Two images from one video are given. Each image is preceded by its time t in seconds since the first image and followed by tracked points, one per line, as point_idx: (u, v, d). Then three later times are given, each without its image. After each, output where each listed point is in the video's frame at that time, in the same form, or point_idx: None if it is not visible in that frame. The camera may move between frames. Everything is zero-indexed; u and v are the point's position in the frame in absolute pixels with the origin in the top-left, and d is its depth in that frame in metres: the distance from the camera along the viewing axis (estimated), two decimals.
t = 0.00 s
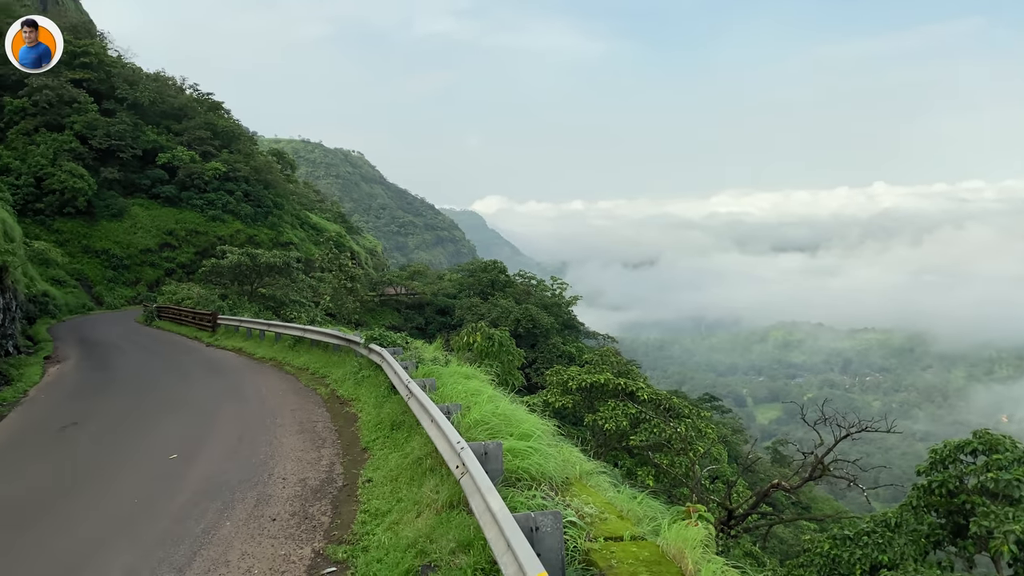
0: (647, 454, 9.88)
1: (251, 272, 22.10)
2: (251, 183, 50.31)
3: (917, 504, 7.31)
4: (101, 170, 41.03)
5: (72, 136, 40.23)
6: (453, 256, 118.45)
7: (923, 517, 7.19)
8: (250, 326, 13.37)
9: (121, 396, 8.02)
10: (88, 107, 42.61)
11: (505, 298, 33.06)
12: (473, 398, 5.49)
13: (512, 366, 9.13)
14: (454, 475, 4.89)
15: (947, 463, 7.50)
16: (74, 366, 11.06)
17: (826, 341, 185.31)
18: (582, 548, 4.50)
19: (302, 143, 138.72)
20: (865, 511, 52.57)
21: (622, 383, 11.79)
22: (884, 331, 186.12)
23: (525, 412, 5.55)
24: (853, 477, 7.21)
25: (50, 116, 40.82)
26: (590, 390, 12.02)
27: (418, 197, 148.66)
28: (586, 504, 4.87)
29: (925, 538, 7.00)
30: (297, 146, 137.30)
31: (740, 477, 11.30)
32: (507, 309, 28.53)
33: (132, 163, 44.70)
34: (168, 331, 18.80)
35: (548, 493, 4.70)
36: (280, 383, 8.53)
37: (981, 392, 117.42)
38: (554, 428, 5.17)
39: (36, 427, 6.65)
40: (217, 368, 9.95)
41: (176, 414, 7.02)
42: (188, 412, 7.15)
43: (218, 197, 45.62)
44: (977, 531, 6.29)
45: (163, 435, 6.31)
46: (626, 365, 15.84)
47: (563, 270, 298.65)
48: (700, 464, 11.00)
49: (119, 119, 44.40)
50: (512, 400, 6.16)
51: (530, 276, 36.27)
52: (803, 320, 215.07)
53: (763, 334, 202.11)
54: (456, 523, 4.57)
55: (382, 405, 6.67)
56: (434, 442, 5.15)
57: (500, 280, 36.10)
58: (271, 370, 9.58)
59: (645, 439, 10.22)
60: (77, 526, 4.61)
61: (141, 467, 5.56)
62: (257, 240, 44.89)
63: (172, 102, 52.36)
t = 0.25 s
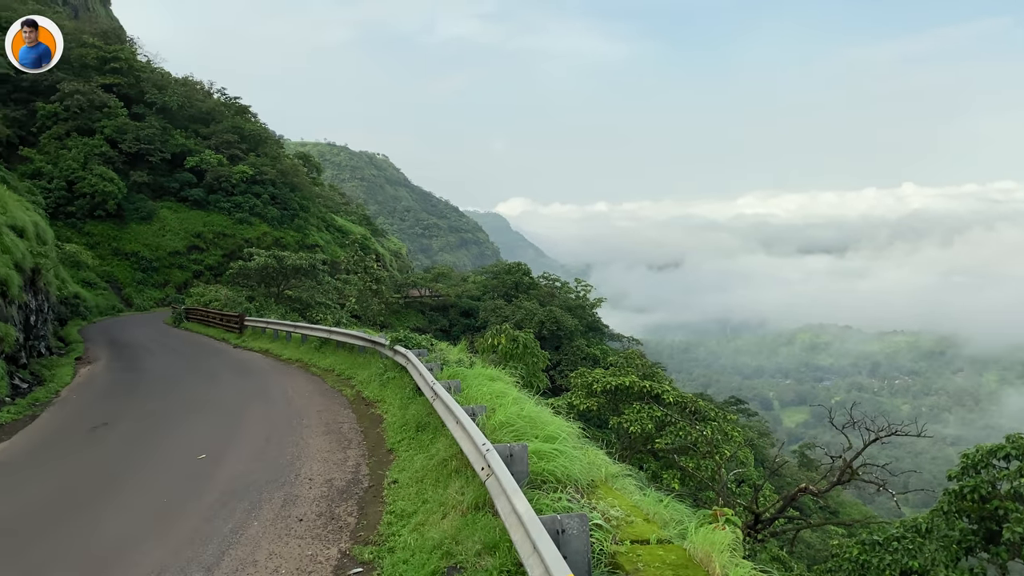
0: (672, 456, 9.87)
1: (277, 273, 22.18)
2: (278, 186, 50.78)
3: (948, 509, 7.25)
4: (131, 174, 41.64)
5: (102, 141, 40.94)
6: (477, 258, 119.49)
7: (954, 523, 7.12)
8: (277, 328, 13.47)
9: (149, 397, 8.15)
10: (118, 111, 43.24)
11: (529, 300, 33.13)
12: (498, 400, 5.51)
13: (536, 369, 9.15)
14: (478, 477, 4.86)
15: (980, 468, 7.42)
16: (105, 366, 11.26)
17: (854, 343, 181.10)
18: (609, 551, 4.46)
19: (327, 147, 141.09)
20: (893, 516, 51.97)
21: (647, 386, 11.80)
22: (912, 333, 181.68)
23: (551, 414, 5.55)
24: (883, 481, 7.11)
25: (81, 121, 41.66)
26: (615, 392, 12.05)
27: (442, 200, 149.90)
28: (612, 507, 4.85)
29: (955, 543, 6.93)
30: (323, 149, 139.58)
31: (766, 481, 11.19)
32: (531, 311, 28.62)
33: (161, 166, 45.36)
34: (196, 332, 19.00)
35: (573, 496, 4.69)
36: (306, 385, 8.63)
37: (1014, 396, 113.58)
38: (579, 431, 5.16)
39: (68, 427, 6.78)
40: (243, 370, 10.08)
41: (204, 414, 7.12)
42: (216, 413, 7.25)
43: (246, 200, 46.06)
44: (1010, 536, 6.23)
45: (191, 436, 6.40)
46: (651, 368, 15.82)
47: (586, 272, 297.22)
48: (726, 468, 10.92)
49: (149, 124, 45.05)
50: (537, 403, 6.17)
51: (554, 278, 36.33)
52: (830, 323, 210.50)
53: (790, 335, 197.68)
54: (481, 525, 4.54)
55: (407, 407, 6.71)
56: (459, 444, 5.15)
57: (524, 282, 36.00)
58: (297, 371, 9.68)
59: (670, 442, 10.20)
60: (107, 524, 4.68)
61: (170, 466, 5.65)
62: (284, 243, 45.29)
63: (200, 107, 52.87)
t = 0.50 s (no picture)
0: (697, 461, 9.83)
1: (303, 277, 22.82)
2: (303, 190, 51.05)
3: (978, 517, 7.21)
4: (158, 179, 42.50)
5: (131, 146, 41.38)
6: (499, 262, 118.95)
7: (986, 531, 7.10)
8: (302, 331, 13.59)
9: (176, 400, 8.26)
10: (146, 117, 43.92)
11: (552, 303, 33.12)
12: (522, 403, 5.54)
13: (559, 372, 9.16)
14: (503, 480, 4.85)
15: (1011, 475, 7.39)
16: (133, 369, 11.44)
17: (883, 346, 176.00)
18: (633, 556, 4.42)
19: (352, 152, 142.87)
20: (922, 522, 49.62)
21: (671, 389, 11.79)
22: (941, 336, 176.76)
23: (575, 418, 5.56)
24: (911, 487, 7.02)
25: (110, 127, 42.44)
26: (638, 396, 12.07)
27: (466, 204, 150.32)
28: (636, 512, 4.83)
29: (986, 551, 6.90)
30: (348, 154, 141.39)
31: (791, 486, 11.09)
32: (554, 314, 28.62)
33: (188, 171, 46.08)
34: (223, 335, 19.21)
35: (598, 500, 4.67)
36: (330, 387, 8.70)
37: None
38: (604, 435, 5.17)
39: (97, 429, 6.91)
40: (268, 372, 10.18)
41: (231, 417, 7.22)
42: (242, 415, 7.35)
43: (271, 204, 46.43)
44: None
45: (218, 438, 6.49)
46: (675, 371, 15.75)
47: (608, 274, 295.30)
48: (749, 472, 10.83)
49: (176, 129, 45.97)
50: (560, 407, 6.18)
51: (576, 281, 36.30)
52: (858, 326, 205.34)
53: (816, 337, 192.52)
54: (505, 528, 4.52)
55: (431, 409, 6.75)
56: (482, 447, 5.17)
57: (547, 285, 36.05)
58: (321, 374, 9.76)
59: (694, 446, 10.19)
60: (137, 523, 4.76)
61: (198, 468, 5.73)
62: (308, 247, 45.44)
63: (226, 112, 53.48)
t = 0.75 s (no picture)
0: (720, 467, 9.79)
1: (326, 282, 23.08)
2: (326, 197, 51.33)
3: (1009, 526, 7.00)
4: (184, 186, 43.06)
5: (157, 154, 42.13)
6: (522, 266, 118.54)
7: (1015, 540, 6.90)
8: (326, 336, 13.69)
9: (201, 404, 8.36)
10: (173, 124, 44.26)
11: (574, 309, 33.16)
12: (545, 409, 5.55)
13: (581, 378, 9.18)
14: (526, 486, 4.83)
15: None
16: (159, 373, 11.61)
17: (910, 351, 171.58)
18: (657, 564, 4.36)
19: (375, 158, 144.58)
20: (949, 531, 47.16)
21: (695, 396, 11.79)
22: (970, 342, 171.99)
23: (597, 424, 5.56)
24: (939, 496, 6.92)
25: (137, 134, 43.18)
26: (662, 402, 12.10)
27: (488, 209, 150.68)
28: (660, 519, 4.81)
29: (1016, 562, 6.73)
30: (371, 161, 142.97)
31: (817, 494, 10.97)
32: (576, 320, 28.67)
33: (213, 178, 46.63)
34: (248, 339, 19.39)
35: (621, 506, 4.65)
36: (353, 393, 8.76)
37: None
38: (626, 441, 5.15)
39: (125, 432, 7.01)
40: (291, 377, 10.28)
41: (255, 422, 7.29)
42: (265, 420, 7.41)
43: (296, 210, 46.81)
44: None
45: (243, 442, 6.56)
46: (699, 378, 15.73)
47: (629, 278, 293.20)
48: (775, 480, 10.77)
49: (202, 136, 46.36)
50: (584, 413, 6.20)
51: (598, 287, 36.30)
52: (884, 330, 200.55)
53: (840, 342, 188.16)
54: (529, 534, 4.49)
55: (454, 415, 6.78)
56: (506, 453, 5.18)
57: (568, 291, 36.09)
58: (344, 379, 9.84)
59: (718, 453, 10.18)
60: (162, 527, 4.82)
61: (223, 472, 5.79)
62: (332, 252, 45.33)
63: (251, 119, 53.95)
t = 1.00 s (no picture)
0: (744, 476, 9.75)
1: (348, 289, 23.20)
2: (349, 205, 51.59)
3: None
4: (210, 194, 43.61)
5: (183, 162, 42.62)
6: (543, 274, 118.56)
7: None
8: (348, 343, 13.81)
9: (225, 411, 8.45)
10: (198, 132, 44.67)
11: (597, 317, 33.12)
12: (568, 416, 5.56)
13: (604, 385, 9.18)
14: (548, 494, 4.80)
15: None
16: (185, 379, 11.78)
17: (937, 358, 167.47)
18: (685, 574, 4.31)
19: (396, 165, 146.03)
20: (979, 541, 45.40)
21: (719, 404, 11.79)
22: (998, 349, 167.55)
23: (620, 432, 5.54)
24: (969, 507, 6.80)
25: (163, 143, 43.79)
26: (685, 410, 12.13)
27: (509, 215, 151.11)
28: (685, 528, 4.79)
29: None
30: (393, 168, 144.39)
31: (842, 504, 10.87)
32: (598, 327, 28.62)
33: (238, 186, 47.26)
34: (272, 345, 19.56)
35: (645, 515, 4.63)
36: (375, 399, 8.81)
37: None
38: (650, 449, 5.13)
39: (151, 438, 7.10)
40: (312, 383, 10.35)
41: (278, 427, 7.35)
42: (288, 426, 7.47)
43: (319, 218, 47.07)
44: None
45: (268, 447, 6.62)
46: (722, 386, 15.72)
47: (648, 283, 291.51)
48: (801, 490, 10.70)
49: (227, 145, 47.13)
50: (607, 421, 6.20)
51: (620, 294, 36.28)
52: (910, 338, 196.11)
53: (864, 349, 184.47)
54: (552, 542, 4.45)
55: (476, 422, 6.80)
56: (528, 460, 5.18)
57: (590, 298, 36.18)
58: (366, 386, 9.89)
59: (743, 462, 10.18)
60: (187, 532, 4.86)
61: (247, 477, 5.84)
62: (354, 259, 45.68)
63: (275, 128, 54.64)
